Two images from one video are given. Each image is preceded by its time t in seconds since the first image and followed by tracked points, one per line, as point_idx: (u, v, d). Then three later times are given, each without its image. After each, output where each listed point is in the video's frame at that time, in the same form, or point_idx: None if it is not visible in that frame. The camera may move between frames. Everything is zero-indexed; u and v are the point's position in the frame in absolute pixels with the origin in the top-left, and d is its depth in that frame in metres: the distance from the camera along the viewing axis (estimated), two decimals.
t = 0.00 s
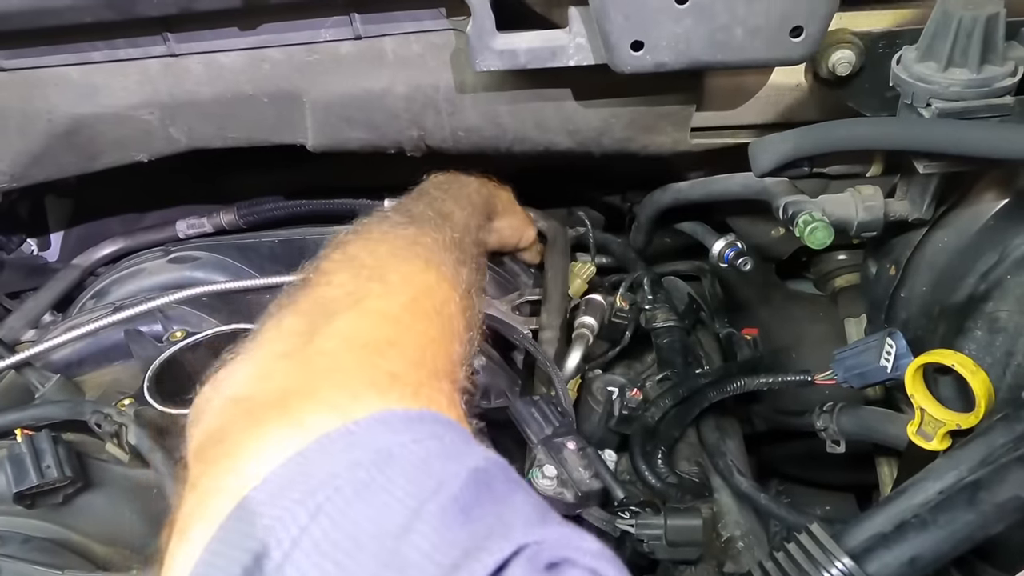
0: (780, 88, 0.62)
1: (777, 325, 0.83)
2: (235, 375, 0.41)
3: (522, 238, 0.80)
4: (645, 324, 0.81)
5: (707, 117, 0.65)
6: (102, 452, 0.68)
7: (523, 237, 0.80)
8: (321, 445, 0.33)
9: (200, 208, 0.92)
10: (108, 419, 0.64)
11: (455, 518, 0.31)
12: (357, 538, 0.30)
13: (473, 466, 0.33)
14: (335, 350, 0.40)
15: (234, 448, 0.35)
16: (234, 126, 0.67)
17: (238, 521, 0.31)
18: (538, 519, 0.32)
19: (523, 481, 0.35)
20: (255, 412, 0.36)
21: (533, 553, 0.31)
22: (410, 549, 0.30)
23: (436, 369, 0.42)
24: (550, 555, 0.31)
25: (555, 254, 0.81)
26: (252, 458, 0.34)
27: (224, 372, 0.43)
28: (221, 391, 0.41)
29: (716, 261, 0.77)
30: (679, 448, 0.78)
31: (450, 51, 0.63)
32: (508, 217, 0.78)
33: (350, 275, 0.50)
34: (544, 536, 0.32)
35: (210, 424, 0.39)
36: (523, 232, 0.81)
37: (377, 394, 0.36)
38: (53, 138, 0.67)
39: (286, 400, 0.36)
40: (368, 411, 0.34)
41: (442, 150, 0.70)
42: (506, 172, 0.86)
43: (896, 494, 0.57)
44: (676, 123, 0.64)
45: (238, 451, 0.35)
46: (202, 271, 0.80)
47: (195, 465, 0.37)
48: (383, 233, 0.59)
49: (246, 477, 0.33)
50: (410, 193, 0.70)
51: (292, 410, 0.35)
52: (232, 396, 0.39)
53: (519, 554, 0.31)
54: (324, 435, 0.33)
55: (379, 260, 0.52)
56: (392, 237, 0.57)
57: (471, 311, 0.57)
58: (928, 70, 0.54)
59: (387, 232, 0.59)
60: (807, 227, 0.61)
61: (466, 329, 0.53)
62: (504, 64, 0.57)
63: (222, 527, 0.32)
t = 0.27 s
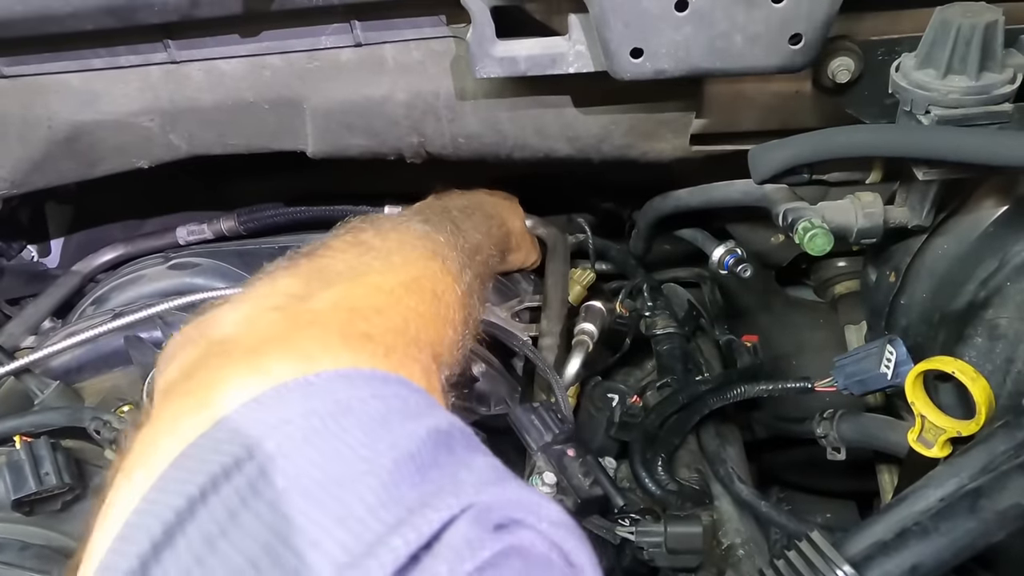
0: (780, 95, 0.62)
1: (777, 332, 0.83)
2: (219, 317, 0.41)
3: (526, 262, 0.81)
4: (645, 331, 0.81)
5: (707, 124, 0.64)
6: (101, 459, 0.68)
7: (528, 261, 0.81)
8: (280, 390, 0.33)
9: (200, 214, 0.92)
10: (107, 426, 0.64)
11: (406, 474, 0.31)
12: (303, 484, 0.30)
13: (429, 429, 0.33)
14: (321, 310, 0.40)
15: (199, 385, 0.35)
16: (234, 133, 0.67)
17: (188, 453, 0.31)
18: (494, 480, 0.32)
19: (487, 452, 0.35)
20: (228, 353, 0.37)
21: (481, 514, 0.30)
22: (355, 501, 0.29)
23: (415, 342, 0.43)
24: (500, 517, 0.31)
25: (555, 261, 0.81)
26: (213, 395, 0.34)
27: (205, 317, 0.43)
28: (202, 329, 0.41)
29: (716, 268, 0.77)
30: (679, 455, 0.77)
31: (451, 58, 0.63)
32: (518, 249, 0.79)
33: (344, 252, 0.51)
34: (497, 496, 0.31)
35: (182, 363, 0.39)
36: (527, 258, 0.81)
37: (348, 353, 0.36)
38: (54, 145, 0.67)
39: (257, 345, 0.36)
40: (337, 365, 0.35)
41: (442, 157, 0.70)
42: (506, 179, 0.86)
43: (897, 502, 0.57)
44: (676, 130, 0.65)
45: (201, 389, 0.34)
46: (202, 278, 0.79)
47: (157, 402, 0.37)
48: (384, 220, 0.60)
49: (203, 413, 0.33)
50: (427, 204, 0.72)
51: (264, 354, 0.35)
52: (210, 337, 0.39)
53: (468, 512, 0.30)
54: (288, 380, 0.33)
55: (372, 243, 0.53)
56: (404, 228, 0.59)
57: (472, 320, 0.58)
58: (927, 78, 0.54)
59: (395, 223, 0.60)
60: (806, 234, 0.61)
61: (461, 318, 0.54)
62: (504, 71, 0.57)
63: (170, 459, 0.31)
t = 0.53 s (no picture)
0: (780, 102, 0.62)
1: (777, 338, 0.82)
2: (191, 349, 0.40)
3: (522, 262, 0.81)
4: (646, 337, 0.81)
5: (707, 130, 0.65)
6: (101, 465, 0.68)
7: (524, 261, 0.81)
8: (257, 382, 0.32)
9: (201, 221, 0.92)
10: (107, 432, 0.64)
11: (378, 439, 0.29)
12: (269, 453, 0.28)
13: (406, 405, 0.31)
14: (293, 317, 0.40)
15: (179, 401, 0.34)
16: (236, 139, 0.68)
17: (159, 444, 0.30)
18: (462, 438, 0.31)
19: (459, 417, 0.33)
20: (204, 370, 0.36)
21: (450, 473, 0.29)
22: (321, 462, 0.28)
23: (395, 333, 0.43)
24: (470, 476, 0.30)
25: (556, 267, 0.81)
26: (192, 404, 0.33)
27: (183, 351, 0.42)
28: (178, 361, 0.40)
29: (717, 274, 0.77)
30: (680, 461, 0.77)
31: (451, 64, 0.63)
32: (509, 246, 0.79)
33: (317, 265, 0.51)
34: (470, 458, 0.30)
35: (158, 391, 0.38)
36: (524, 255, 0.81)
37: (323, 348, 0.36)
38: (56, 151, 0.67)
39: (233, 358, 0.36)
40: (314, 359, 0.34)
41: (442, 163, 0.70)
42: (506, 185, 0.86)
43: (899, 510, 0.58)
44: (676, 137, 0.65)
45: (180, 403, 0.33)
46: (203, 284, 0.79)
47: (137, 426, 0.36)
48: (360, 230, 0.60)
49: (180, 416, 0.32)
50: (415, 214, 0.71)
51: (241, 365, 0.35)
52: (185, 363, 0.38)
53: (435, 474, 0.29)
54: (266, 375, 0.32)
55: (347, 251, 0.53)
56: (373, 234, 0.58)
57: (457, 320, 0.57)
58: (926, 85, 0.54)
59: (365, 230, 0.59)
60: (806, 240, 0.61)
61: (444, 307, 0.54)
62: (505, 78, 0.57)
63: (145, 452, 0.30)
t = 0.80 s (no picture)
0: (780, 109, 0.62)
1: (777, 344, 0.83)
2: (186, 346, 0.43)
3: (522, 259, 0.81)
4: (646, 343, 0.81)
5: (707, 137, 0.65)
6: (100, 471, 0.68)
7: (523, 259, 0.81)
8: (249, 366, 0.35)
9: (200, 226, 0.92)
10: (106, 438, 0.64)
11: (368, 412, 0.31)
12: (268, 432, 0.30)
13: (394, 381, 0.33)
14: (281, 310, 0.43)
15: (179, 387, 0.37)
16: (236, 145, 0.68)
17: (167, 428, 0.32)
18: (448, 406, 0.32)
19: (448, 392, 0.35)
20: (199, 362, 0.38)
21: (440, 434, 0.31)
22: (315, 431, 0.30)
23: (382, 321, 0.47)
24: (458, 437, 0.31)
25: (557, 274, 0.81)
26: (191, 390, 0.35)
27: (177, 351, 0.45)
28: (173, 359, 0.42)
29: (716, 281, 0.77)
30: (680, 467, 0.76)
31: (452, 71, 0.63)
32: (509, 247, 0.79)
33: (305, 265, 0.54)
34: (457, 422, 0.31)
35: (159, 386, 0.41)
36: (523, 253, 0.81)
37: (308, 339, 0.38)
38: (57, 157, 0.67)
39: (227, 352, 0.38)
40: (301, 343, 0.37)
41: (442, 169, 0.70)
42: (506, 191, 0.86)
43: (900, 516, 0.58)
44: (676, 143, 0.65)
45: (180, 390, 0.36)
46: (203, 290, 0.79)
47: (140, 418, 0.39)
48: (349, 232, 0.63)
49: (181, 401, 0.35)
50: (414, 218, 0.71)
51: (233, 354, 0.38)
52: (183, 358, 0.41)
53: (422, 438, 0.30)
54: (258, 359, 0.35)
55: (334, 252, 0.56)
56: (360, 235, 0.60)
57: (451, 317, 0.60)
58: (925, 91, 0.54)
59: (352, 231, 0.63)
60: (806, 246, 0.61)
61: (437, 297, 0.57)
62: (505, 85, 0.57)
63: (153, 433, 0.33)
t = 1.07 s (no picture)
0: (780, 114, 0.62)
1: (778, 351, 0.82)
2: (222, 391, 0.39)
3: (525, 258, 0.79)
4: (647, 349, 0.81)
5: (707, 143, 0.65)
6: (100, 477, 0.68)
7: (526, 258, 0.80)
8: (295, 427, 0.31)
9: (201, 232, 0.92)
10: (106, 444, 0.64)
11: (419, 491, 0.28)
12: (318, 511, 0.28)
13: (446, 450, 0.30)
14: (322, 356, 0.38)
15: (218, 451, 0.33)
16: (237, 151, 0.68)
17: (210, 501, 0.30)
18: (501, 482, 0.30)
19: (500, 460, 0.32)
20: (237, 419, 0.34)
21: (490, 520, 0.29)
22: (366, 514, 0.28)
23: (429, 368, 0.42)
24: (508, 523, 0.29)
25: (557, 278, 0.81)
26: (231, 456, 0.32)
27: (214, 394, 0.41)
28: (210, 409, 0.39)
29: (717, 287, 0.77)
30: (681, 474, 0.76)
31: (452, 77, 0.63)
32: (507, 242, 0.77)
33: (337, 294, 0.48)
34: (510, 500, 0.29)
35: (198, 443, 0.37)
36: (526, 253, 0.79)
37: (356, 389, 0.34)
38: (57, 163, 0.67)
39: (266, 404, 0.34)
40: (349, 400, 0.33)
41: (443, 175, 0.70)
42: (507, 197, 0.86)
43: (900, 523, 0.58)
44: (676, 150, 0.65)
45: (220, 455, 0.32)
46: (204, 295, 0.80)
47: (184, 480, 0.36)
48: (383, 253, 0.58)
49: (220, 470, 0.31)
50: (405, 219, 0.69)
51: (275, 410, 0.33)
52: (221, 412, 0.37)
53: (475, 520, 0.28)
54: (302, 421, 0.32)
55: (368, 279, 0.51)
56: (390, 256, 0.57)
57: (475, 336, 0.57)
58: (926, 98, 0.54)
59: (381, 253, 0.57)
60: (806, 252, 0.61)
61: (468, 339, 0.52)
62: (505, 91, 0.57)
63: (198, 508, 0.30)
